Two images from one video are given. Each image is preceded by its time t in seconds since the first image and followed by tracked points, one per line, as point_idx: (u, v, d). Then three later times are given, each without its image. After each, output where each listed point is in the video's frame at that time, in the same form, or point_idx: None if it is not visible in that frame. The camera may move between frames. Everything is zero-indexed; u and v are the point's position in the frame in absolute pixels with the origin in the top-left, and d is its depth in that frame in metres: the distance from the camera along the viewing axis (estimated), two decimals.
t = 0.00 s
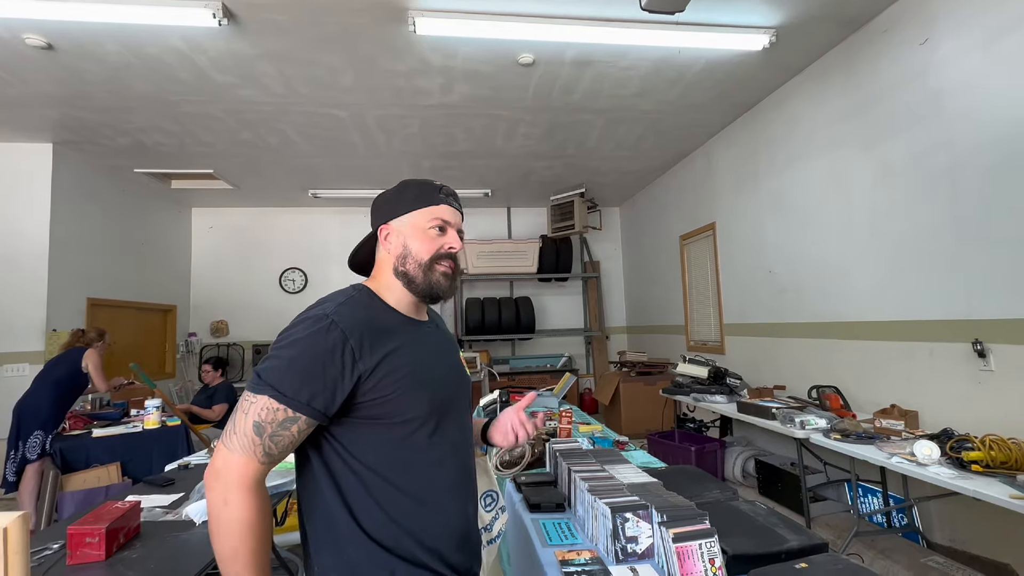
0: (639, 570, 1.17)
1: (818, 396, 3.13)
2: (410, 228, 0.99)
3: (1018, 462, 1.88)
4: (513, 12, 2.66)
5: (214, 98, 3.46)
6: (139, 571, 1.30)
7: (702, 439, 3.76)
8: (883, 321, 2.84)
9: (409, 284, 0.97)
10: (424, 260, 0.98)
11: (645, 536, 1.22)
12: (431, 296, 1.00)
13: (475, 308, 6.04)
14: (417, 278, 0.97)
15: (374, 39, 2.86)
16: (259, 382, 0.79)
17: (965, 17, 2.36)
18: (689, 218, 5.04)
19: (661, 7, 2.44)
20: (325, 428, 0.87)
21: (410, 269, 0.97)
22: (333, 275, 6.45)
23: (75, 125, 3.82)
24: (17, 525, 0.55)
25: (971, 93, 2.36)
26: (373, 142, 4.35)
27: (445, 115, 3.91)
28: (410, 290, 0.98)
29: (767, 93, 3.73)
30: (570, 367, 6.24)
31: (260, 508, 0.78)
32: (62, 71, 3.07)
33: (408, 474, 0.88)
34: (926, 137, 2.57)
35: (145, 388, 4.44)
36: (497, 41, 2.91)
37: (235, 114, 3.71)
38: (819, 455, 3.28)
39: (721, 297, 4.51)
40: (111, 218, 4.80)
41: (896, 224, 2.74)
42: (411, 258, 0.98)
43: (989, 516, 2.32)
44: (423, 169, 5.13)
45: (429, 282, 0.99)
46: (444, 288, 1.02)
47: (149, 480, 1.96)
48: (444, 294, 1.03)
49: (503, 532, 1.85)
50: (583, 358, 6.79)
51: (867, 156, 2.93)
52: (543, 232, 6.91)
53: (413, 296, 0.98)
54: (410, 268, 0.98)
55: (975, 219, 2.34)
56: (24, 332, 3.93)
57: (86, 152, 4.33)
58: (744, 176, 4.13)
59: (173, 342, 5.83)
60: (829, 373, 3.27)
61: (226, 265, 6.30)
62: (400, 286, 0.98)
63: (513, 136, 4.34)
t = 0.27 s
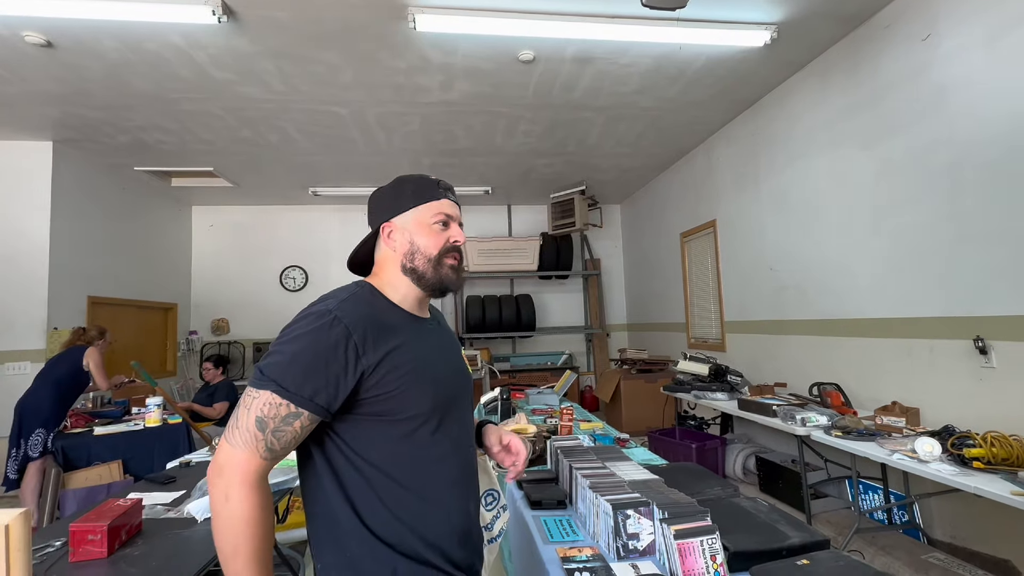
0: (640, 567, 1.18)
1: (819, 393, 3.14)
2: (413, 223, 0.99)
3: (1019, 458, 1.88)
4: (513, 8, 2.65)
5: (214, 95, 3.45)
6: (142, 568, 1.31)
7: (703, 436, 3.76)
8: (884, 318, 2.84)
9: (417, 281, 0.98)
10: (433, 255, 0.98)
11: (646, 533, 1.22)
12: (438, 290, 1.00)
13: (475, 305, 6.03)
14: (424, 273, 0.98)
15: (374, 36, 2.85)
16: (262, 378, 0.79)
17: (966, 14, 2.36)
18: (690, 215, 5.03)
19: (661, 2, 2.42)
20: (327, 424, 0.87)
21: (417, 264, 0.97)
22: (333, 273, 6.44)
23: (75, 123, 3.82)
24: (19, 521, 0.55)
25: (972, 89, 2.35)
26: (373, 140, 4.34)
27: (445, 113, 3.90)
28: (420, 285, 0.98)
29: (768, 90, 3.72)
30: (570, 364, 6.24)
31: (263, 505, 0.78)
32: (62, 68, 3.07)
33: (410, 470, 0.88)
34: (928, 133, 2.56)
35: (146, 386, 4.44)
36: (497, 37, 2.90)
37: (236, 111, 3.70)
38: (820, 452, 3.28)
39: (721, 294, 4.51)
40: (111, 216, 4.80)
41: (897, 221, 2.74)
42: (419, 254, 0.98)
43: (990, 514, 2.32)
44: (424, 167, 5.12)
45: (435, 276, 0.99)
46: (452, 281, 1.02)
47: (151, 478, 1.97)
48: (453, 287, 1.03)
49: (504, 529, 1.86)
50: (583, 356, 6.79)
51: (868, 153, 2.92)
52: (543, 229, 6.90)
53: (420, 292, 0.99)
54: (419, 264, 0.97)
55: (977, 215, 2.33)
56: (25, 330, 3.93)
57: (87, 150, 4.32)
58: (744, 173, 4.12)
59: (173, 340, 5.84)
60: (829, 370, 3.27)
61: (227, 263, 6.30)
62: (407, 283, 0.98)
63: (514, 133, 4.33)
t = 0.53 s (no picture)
0: (639, 565, 1.18)
1: (818, 392, 3.14)
2: (410, 219, 0.99)
3: (1018, 456, 1.88)
4: (513, 7, 2.65)
5: (212, 94, 3.44)
6: (140, 568, 1.30)
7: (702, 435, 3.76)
8: (883, 317, 2.84)
9: (416, 276, 0.97)
10: (431, 250, 0.98)
11: (645, 531, 1.22)
12: (437, 285, 1.00)
13: (474, 304, 6.02)
14: (422, 269, 0.97)
15: (373, 34, 2.84)
16: (264, 374, 0.78)
17: (965, 13, 2.36)
18: (689, 214, 5.03)
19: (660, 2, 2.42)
20: (328, 421, 0.87)
21: (415, 260, 0.97)
22: (332, 273, 6.44)
23: (73, 121, 3.81)
24: (16, 520, 0.55)
25: (971, 88, 2.35)
26: (372, 139, 4.33)
27: (444, 111, 3.89)
28: (418, 281, 0.98)
29: (767, 89, 3.72)
30: (570, 363, 6.24)
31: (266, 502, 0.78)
32: (59, 66, 3.05)
33: (412, 469, 0.88)
34: (926, 133, 2.56)
35: (145, 385, 4.44)
36: (496, 36, 2.90)
37: (234, 110, 3.69)
38: (819, 451, 3.28)
39: (721, 293, 4.51)
40: (109, 216, 4.79)
41: (896, 220, 2.74)
42: (417, 250, 0.98)
43: (989, 512, 2.33)
44: (423, 166, 5.12)
45: (435, 272, 0.99)
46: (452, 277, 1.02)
47: (149, 477, 1.96)
48: (452, 283, 1.03)
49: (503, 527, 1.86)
50: (582, 355, 6.79)
51: (867, 152, 2.92)
52: (543, 229, 6.90)
53: (419, 288, 0.99)
54: (417, 259, 0.97)
55: (975, 214, 2.34)
56: (23, 329, 3.92)
57: (85, 149, 4.31)
58: (743, 172, 4.12)
59: (172, 340, 5.82)
60: (829, 369, 3.27)
61: (225, 262, 6.29)
62: (406, 279, 0.98)
63: (513, 132, 4.32)
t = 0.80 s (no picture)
0: (638, 564, 1.18)
1: (817, 391, 3.14)
2: (408, 219, 0.99)
3: (1017, 456, 1.88)
4: (512, 6, 2.65)
5: (211, 93, 3.44)
6: (139, 568, 1.30)
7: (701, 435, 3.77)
8: (882, 316, 2.84)
9: (413, 275, 0.97)
10: (428, 250, 0.98)
11: (644, 530, 1.22)
12: (435, 285, 1.00)
13: (474, 304, 6.01)
14: (420, 268, 0.97)
15: (372, 34, 2.84)
16: (263, 372, 0.78)
17: (964, 13, 2.36)
18: (688, 214, 5.03)
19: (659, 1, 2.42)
20: (327, 420, 0.86)
21: (413, 259, 0.97)
22: (331, 272, 6.43)
23: (71, 121, 3.80)
24: (13, 520, 0.56)
25: (970, 88, 2.36)
26: (371, 138, 4.33)
27: (444, 111, 3.89)
28: (414, 281, 0.97)
29: (766, 89, 3.72)
30: (569, 363, 6.24)
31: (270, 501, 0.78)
32: (58, 65, 3.05)
33: (409, 467, 0.88)
34: (925, 133, 2.56)
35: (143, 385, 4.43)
36: (495, 36, 2.90)
37: (233, 109, 3.69)
38: (818, 450, 3.29)
39: (720, 293, 4.51)
40: (108, 215, 4.78)
41: (895, 220, 2.74)
42: (414, 249, 0.98)
43: (987, 511, 2.33)
44: (422, 166, 5.12)
45: (432, 271, 0.99)
46: (449, 277, 1.02)
47: (148, 477, 1.96)
48: (447, 284, 1.03)
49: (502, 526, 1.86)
50: (582, 354, 6.79)
51: (866, 151, 2.92)
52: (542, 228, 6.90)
53: (416, 287, 0.99)
54: (414, 259, 0.97)
55: (974, 214, 2.34)
56: (22, 329, 3.91)
57: (83, 148, 4.31)
58: (742, 171, 4.12)
59: (171, 339, 5.82)
60: (828, 369, 3.27)
61: (224, 262, 6.29)
62: (403, 278, 0.98)
63: (512, 132, 4.32)
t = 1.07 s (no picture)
0: (636, 564, 1.18)
1: (815, 391, 3.15)
2: (409, 220, 0.99)
3: (1014, 455, 1.88)
4: (511, 6, 2.65)
5: (210, 93, 3.44)
6: (137, 568, 1.30)
7: (700, 435, 3.77)
8: (881, 316, 2.84)
9: (411, 276, 0.97)
10: (427, 252, 0.98)
11: (643, 530, 1.22)
12: (433, 287, 1.00)
13: (473, 304, 5.99)
14: (418, 269, 0.97)
15: (371, 33, 2.84)
16: (265, 370, 0.78)
17: (963, 13, 2.37)
18: (687, 214, 5.04)
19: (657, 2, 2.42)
20: (327, 419, 0.86)
21: (413, 261, 0.97)
22: (330, 272, 6.43)
23: (70, 120, 3.79)
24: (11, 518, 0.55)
25: (970, 88, 2.36)
26: (370, 138, 4.33)
27: (443, 111, 3.89)
28: (413, 282, 0.97)
29: (765, 89, 3.73)
30: (568, 363, 6.24)
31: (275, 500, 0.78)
32: (56, 65, 3.04)
33: (410, 467, 0.88)
34: (925, 133, 2.56)
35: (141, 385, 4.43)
36: (495, 36, 2.90)
37: (232, 109, 3.68)
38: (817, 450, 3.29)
39: (719, 292, 4.51)
40: (107, 215, 4.78)
41: (894, 220, 2.74)
42: (414, 250, 0.98)
43: (985, 510, 2.34)
44: (422, 166, 5.11)
45: (430, 273, 0.99)
46: (447, 279, 1.02)
47: (146, 476, 1.96)
48: (445, 286, 1.03)
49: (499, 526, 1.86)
50: (581, 354, 6.80)
51: (865, 152, 2.93)
52: (541, 228, 6.90)
53: (414, 288, 0.98)
54: (413, 260, 0.97)
55: (972, 214, 2.35)
56: (20, 329, 3.91)
57: (82, 148, 4.30)
58: (741, 172, 4.13)
59: (169, 339, 5.81)
60: (826, 369, 3.28)
61: (223, 261, 6.28)
62: (401, 278, 0.98)
63: (511, 132, 4.32)
